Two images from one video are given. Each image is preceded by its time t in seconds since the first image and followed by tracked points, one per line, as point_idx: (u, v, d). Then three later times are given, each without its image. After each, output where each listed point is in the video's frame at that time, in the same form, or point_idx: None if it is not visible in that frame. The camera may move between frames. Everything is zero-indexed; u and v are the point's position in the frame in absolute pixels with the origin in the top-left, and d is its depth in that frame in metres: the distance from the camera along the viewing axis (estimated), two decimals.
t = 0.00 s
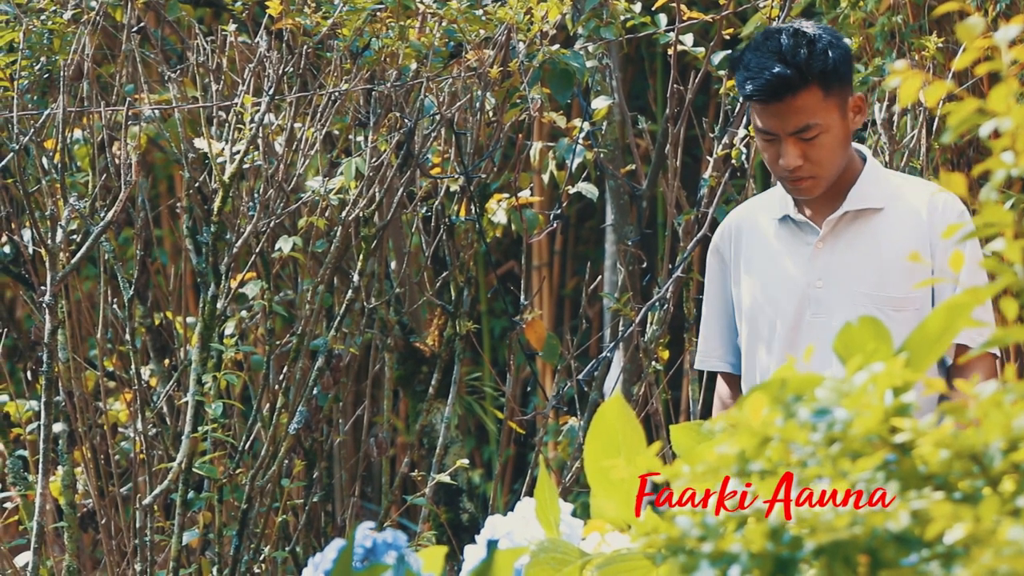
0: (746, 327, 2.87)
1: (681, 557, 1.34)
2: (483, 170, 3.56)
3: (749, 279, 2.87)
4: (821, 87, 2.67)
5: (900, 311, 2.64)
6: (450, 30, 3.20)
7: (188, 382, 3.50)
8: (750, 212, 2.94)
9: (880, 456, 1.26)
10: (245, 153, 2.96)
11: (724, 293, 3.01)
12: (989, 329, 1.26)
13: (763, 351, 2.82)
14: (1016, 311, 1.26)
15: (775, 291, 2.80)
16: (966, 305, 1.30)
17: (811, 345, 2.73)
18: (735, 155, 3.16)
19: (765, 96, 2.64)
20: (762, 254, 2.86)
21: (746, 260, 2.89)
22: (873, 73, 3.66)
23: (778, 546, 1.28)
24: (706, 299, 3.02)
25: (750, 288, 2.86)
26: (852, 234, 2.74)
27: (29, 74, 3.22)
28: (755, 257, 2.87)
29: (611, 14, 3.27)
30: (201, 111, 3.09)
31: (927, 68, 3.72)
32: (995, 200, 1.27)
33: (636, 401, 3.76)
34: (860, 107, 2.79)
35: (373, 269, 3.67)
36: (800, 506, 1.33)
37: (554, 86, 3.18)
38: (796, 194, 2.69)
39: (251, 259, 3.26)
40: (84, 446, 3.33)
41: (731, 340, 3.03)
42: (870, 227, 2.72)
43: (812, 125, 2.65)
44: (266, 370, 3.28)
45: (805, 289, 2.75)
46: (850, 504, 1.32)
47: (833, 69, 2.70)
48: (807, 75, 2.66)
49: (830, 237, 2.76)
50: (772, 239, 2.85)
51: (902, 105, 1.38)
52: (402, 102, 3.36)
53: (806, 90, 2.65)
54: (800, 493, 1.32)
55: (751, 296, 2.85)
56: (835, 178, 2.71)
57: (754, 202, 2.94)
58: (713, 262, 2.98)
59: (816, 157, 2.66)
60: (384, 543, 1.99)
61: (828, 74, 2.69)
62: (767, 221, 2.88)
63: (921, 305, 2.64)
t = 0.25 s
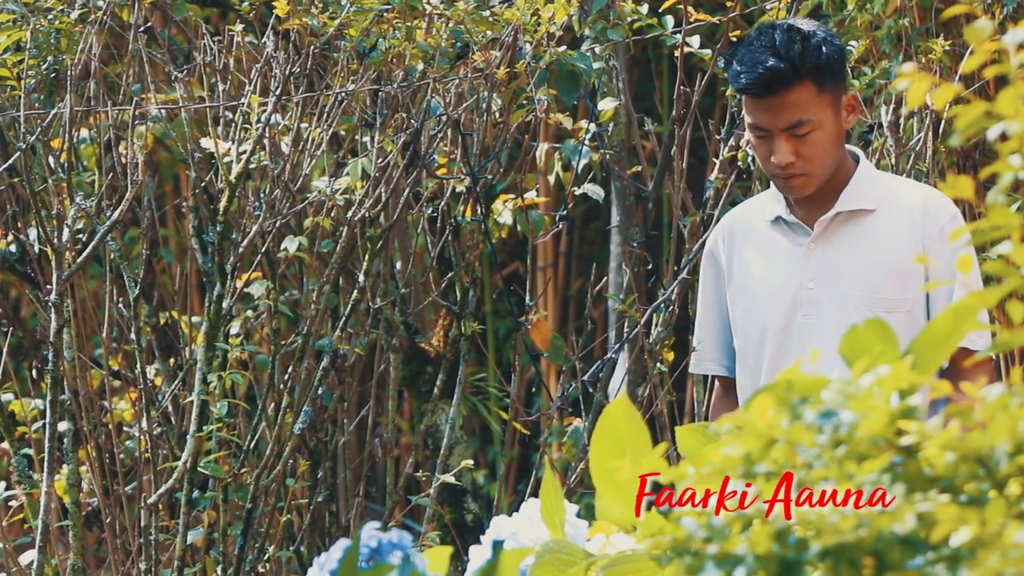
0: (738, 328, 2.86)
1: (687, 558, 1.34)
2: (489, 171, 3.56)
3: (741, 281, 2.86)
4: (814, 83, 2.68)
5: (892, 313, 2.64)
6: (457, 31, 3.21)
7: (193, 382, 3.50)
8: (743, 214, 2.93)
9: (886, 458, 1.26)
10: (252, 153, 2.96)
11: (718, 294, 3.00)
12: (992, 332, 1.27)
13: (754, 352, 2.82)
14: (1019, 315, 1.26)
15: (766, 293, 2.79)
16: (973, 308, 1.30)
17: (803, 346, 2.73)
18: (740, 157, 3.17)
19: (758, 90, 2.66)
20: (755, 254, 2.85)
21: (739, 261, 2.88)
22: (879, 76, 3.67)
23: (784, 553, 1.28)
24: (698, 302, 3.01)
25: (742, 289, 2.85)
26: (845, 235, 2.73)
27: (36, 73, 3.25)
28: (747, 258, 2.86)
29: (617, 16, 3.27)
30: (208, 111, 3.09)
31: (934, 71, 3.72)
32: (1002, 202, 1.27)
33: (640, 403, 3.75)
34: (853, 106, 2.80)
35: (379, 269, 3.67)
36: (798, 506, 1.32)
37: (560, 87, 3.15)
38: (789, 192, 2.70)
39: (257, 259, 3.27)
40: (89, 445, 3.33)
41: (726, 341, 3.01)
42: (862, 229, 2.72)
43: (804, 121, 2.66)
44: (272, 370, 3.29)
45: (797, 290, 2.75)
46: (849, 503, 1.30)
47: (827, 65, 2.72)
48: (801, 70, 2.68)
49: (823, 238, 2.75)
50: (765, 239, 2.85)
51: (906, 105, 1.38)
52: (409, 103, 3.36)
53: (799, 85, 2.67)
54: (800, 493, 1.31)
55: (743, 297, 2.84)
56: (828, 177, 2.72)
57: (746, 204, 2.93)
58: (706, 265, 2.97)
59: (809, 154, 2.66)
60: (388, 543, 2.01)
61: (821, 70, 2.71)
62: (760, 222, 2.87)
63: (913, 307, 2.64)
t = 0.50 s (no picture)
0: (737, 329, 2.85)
1: (693, 559, 1.34)
2: (495, 171, 3.57)
3: (740, 283, 2.85)
4: (814, 80, 2.68)
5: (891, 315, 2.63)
6: (464, 31, 3.21)
7: (199, 381, 3.50)
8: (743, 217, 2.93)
9: (893, 460, 1.26)
10: (258, 153, 2.96)
11: (718, 296, 3.00)
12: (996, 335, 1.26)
13: (753, 354, 2.80)
14: None
15: (764, 295, 2.78)
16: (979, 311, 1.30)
17: (801, 348, 2.72)
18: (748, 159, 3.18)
19: (758, 85, 2.65)
20: (754, 256, 2.84)
21: (739, 263, 2.87)
22: (886, 77, 3.67)
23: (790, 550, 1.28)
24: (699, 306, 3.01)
25: (741, 292, 2.84)
26: (844, 238, 2.73)
27: (43, 72, 3.26)
28: (747, 260, 2.85)
29: (625, 16, 3.27)
30: (215, 110, 3.09)
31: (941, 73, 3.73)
32: (1010, 205, 1.27)
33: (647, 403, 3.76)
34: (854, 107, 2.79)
35: (385, 269, 3.67)
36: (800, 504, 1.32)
37: (566, 88, 3.17)
38: (787, 190, 2.69)
39: (263, 258, 3.27)
40: (95, 443, 3.33)
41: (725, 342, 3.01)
42: (862, 232, 2.71)
43: (803, 118, 2.65)
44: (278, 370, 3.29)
45: (795, 292, 2.74)
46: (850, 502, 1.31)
47: (827, 63, 2.72)
48: (800, 65, 2.67)
49: (821, 240, 2.75)
50: (764, 241, 2.84)
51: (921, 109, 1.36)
52: (416, 103, 3.36)
53: (798, 81, 2.66)
54: (799, 493, 1.32)
55: (742, 299, 2.84)
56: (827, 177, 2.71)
57: (746, 207, 2.93)
58: (707, 268, 2.97)
59: (808, 152, 2.66)
60: (394, 543, 2.01)
61: (822, 67, 2.71)
62: (760, 224, 2.86)
63: (913, 310, 2.63)
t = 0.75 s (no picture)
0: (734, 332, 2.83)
1: (702, 562, 1.35)
2: (503, 172, 3.57)
3: (738, 287, 2.82)
4: (814, 78, 2.67)
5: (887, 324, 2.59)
6: (472, 32, 3.22)
7: (207, 382, 3.51)
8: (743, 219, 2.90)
9: (902, 464, 1.26)
10: (267, 153, 2.96)
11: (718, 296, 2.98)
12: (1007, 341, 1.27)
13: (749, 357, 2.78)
14: None
15: (761, 300, 2.75)
16: (991, 314, 1.31)
17: (795, 354, 2.68)
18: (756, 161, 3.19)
19: (757, 80, 2.65)
20: (752, 259, 2.81)
21: (738, 267, 2.84)
22: (894, 80, 3.67)
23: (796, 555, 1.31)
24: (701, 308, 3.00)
25: (738, 294, 2.81)
26: (843, 244, 2.69)
27: (52, 72, 3.26)
28: (745, 262, 2.82)
29: (633, 18, 3.27)
30: (224, 111, 3.09)
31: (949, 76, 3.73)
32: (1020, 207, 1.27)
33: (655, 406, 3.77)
34: (855, 109, 2.77)
35: (393, 270, 3.68)
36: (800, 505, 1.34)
37: (576, 89, 3.15)
38: (786, 191, 2.66)
39: (272, 259, 3.28)
40: (103, 444, 3.33)
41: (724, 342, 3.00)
42: (861, 238, 2.68)
43: (802, 116, 2.64)
44: (285, 371, 3.30)
45: (791, 297, 2.70)
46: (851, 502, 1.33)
47: (828, 61, 2.70)
48: (800, 62, 2.66)
49: (818, 246, 2.72)
50: (763, 244, 2.81)
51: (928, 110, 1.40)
52: (424, 103, 3.37)
53: (798, 78, 2.65)
54: (800, 493, 1.33)
55: (739, 301, 2.81)
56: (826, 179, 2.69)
57: (745, 208, 2.90)
58: (709, 271, 2.95)
59: (808, 152, 2.63)
60: (404, 544, 2.02)
61: (822, 65, 2.69)
62: (759, 226, 2.83)
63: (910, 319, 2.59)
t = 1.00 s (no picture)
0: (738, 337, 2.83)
1: (714, 568, 1.38)
2: (513, 178, 3.60)
3: (743, 293, 2.82)
4: (821, 85, 2.67)
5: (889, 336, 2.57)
6: (481, 38, 3.26)
7: (217, 388, 3.52)
8: (751, 225, 2.90)
9: (914, 470, 1.27)
10: (277, 159, 2.98)
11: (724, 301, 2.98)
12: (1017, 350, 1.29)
13: (751, 364, 2.78)
14: None
15: (765, 307, 2.74)
16: (1003, 321, 1.32)
17: (797, 363, 2.68)
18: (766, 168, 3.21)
19: (763, 87, 2.65)
20: (758, 266, 2.81)
21: (743, 273, 2.84)
22: (903, 85, 3.68)
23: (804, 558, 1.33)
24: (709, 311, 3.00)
25: (743, 300, 2.81)
26: (848, 254, 2.68)
27: (63, 79, 3.31)
28: (751, 269, 2.82)
29: (642, 24, 3.32)
30: (234, 117, 3.11)
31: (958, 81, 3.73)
32: None
33: (665, 412, 3.79)
34: (862, 117, 2.77)
35: (403, 276, 3.69)
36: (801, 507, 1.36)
37: (585, 96, 3.24)
38: (792, 198, 2.67)
39: (282, 265, 3.30)
40: (114, 450, 3.35)
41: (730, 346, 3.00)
42: (866, 249, 2.66)
43: (809, 123, 2.64)
44: (296, 377, 3.32)
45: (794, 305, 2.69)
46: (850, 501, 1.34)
47: (835, 68, 2.70)
48: (807, 69, 2.66)
49: (823, 256, 2.71)
50: (769, 251, 2.81)
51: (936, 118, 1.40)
52: (434, 110, 3.39)
53: (805, 86, 2.65)
54: (799, 493, 1.34)
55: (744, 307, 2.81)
56: (833, 187, 2.69)
57: (754, 214, 2.91)
58: (716, 274, 2.95)
59: (814, 160, 2.64)
60: (416, 551, 2.01)
61: (829, 72, 2.69)
62: (767, 232, 2.84)
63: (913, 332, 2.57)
